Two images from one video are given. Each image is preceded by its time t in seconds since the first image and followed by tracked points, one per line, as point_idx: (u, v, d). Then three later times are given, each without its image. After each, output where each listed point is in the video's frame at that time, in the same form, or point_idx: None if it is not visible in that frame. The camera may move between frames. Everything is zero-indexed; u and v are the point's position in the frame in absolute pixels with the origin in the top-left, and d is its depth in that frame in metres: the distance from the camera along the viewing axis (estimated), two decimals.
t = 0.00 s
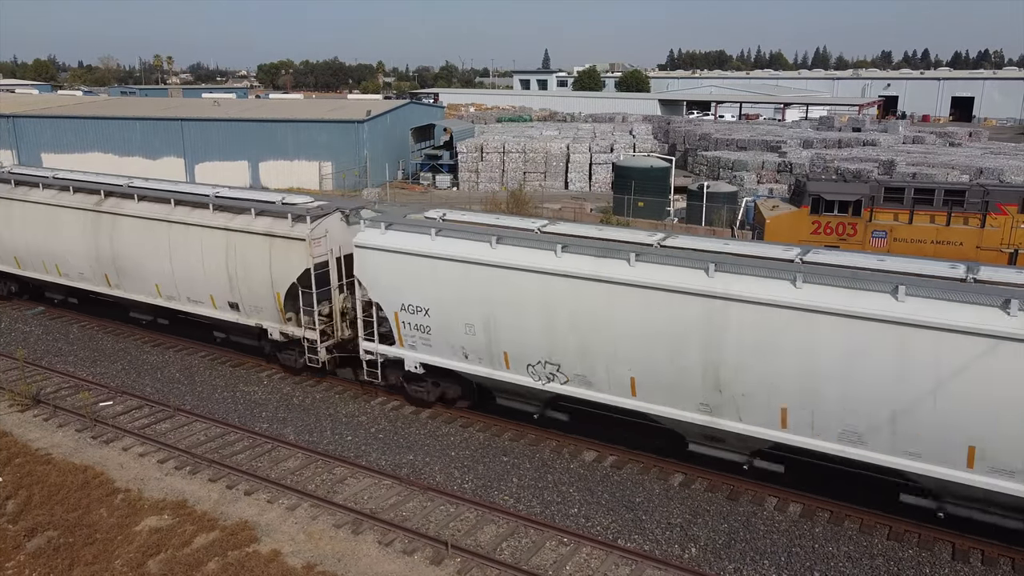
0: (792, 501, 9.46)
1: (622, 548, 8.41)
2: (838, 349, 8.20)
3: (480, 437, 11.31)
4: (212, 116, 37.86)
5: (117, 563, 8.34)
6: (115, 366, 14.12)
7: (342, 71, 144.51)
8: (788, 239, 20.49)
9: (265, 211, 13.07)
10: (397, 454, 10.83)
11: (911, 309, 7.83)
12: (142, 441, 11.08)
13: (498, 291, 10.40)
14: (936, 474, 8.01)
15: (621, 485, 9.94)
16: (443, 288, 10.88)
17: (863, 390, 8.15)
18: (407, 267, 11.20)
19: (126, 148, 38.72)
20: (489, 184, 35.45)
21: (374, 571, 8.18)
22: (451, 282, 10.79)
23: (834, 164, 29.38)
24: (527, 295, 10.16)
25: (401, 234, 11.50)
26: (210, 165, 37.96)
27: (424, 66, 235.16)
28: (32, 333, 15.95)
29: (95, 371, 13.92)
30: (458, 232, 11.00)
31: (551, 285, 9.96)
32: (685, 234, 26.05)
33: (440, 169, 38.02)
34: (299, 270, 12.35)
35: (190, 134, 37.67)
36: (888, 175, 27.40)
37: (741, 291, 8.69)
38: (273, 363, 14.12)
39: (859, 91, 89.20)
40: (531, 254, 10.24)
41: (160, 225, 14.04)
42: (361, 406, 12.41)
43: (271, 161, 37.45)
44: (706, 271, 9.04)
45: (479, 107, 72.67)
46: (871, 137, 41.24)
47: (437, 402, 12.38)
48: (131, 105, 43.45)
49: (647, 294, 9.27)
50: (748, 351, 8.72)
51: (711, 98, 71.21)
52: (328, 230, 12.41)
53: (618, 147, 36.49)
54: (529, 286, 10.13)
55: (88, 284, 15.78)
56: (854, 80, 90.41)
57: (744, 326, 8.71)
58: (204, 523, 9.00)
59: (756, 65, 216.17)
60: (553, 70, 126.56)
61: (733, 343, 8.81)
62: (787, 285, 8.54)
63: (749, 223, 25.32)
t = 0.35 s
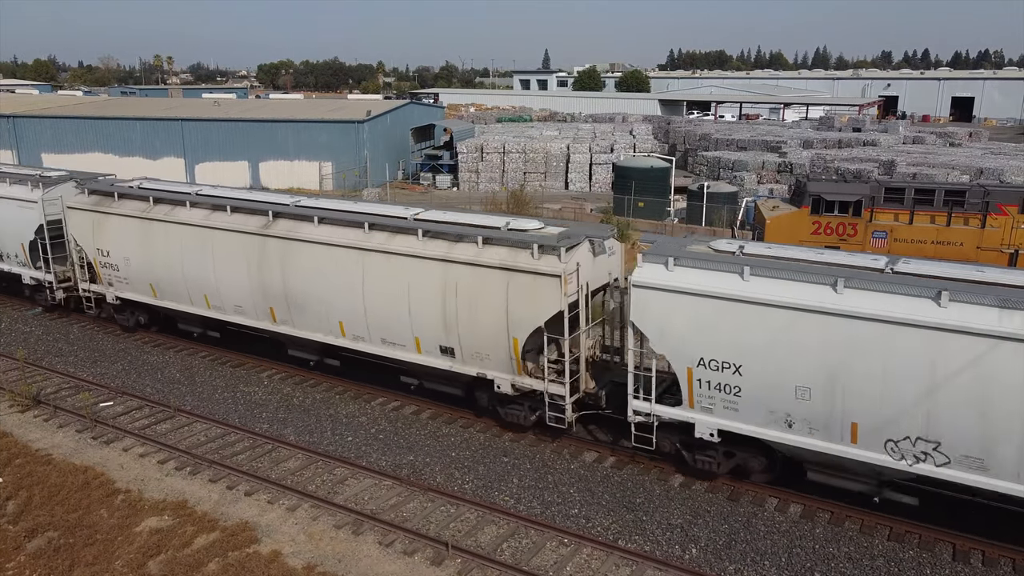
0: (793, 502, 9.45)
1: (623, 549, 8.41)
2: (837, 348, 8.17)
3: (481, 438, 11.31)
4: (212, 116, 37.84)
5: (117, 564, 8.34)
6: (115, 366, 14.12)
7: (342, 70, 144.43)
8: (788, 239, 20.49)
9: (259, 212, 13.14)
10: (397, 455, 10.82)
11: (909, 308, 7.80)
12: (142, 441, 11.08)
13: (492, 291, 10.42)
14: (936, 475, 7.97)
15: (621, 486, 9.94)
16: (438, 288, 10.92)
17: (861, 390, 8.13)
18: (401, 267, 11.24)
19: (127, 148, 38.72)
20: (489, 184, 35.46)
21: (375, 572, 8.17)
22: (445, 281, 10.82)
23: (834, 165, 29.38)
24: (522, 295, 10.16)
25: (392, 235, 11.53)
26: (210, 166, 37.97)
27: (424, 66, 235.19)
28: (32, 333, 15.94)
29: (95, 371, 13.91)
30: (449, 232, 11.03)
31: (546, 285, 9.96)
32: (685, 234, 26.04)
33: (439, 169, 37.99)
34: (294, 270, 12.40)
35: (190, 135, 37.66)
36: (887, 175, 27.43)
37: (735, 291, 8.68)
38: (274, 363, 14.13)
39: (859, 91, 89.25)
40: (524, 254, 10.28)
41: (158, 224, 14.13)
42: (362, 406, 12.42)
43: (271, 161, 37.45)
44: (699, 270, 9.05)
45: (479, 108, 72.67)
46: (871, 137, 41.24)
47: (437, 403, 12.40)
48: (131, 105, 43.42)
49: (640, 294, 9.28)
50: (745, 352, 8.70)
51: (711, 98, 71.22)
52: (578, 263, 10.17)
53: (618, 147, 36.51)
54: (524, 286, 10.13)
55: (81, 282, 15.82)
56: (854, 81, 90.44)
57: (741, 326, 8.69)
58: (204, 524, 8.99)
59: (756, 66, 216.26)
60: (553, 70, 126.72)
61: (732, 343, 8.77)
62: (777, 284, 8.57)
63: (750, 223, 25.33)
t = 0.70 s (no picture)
0: (793, 503, 9.46)
1: (623, 550, 8.40)
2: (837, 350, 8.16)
3: (481, 438, 11.31)
4: (213, 116, 37.85)
5: (117, 565, 8.34)
6: (115, 367, 14.13)
7: (342, 70, 144.41)
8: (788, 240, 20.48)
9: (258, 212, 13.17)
10: (397, 455, 10.82)
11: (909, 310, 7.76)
12: (142, 442, 11.07)
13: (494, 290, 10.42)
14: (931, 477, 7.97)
15: (622, 487, 9.94)
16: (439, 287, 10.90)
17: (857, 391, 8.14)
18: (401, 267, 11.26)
19: (127, 148, 38.74)
20: (489, 184, 35.46)
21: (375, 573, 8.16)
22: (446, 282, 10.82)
23: (834, 165, 29.38)
24: (525, 295, 10.18)
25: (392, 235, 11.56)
26: (210, 166, 37.98)
27: (424, 66, 235.23)
28: (33, 333, 15.93)
29: (95, 372, 13.92)
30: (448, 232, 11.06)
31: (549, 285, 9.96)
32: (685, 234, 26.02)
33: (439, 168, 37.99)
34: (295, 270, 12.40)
35: (190, 135, 37.68)
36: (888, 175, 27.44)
37: (736, 293, 8.71)
38: (275, 364, 14.11)
39: (859, 91, 89.26)
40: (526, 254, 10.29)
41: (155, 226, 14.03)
42: (362, 407, 12.42)
43: (271, 161, 37.46)
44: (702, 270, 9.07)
45: (478, 108, 72.64)
46: (872, 137, 41.23)
47: (438, 403, 12.40)
48: (131, 106, 43.44)
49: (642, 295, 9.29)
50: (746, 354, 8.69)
51: (710, 98, 71.23)
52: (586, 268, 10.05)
53: (618, 147, 36.53)
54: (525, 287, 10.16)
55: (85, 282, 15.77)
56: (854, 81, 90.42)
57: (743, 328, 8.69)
58: (205, 525, 8.99)
59: (756, 66, 216.26)
60: (553, 70, 126.75)
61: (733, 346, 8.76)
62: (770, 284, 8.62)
63: (750, 223, 25.31)
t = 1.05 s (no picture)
0: (793, 503, 9.45)
1: (623, 551, 8.39)
2: (835, 350, 8.14)
3: (480, 439, 11.31)
4: (213, 117, 37.86)
5: (116, 566, 8.33)
6: (115, 367, 14.13)
7: (342, 71, 144.37)
8: (788, 240, 20.48)
9: (246, 211, 13.23)
10: (397, 456, 10.81)
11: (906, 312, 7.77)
12: (141, 443, 11.05)
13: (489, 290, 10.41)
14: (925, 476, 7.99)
15: (621, 487, 9.93)
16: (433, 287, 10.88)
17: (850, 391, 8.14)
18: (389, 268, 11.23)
19: (127, 148, 38.73)
20: (489, 185, 35.46)
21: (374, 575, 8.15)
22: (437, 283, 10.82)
23: (834, 165, 29.38)
24: (520, 294, 10.18)
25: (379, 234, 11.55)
26: (210, 166, 37.97)
27: (424, 66, 235.27)
28: (33, 334, 15.93)
29: (95, 372, 13.92)
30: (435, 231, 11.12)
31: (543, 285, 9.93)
32: (685, 234, 26.03)
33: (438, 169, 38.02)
34: (283, 269, 12.38)
35: (190, 135, 37.69)
36: (887, 176, 27.46)
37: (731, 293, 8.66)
38: (274, 365, 14.10)
39: (859, 91, 89.27)
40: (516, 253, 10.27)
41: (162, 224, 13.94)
42: (362, 407, 12.42)
43: (271, 161, 37.45)
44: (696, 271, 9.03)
45: (478, 108, 72.68)
46: (872, 137, 41.24)
47: (438, 403, 12.41)
48: (131, 106, 43.41)
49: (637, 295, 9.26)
50: (741, 355, 8.69)
51: (710, 98, 71.28)
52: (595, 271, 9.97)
53: (618, 147, 36.54)
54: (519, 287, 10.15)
55: (89, 283, 15.65)
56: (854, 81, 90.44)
57: (738, 330, 8.67)
58: (204, 526, 8.98)
59: (756, 66, 216.29)
60: (553, 71, 126.93)
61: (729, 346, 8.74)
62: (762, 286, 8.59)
63: (749, 223, 25.32)
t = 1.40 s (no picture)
0: (792, 504, 9.44)
1: (622, 551, 8.38)
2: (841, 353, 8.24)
3: (480, 439, 11.30)
4: (213, 117, 37.85)
5: (115, 566, 8.33)
6: (114, 368, 14.12)
7: (342, 70, 144.23)
8: (787, 240, 20.48)
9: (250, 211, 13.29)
10: (396, 456, 10.81)
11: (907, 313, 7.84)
12: (139, 444, 11.05)
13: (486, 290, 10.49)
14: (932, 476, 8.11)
15: (620, 488, 9.92)
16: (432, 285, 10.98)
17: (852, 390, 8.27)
18: (387, 266, 11.37)
19: (126, 149, 38.71)
20: (489, 185, 35.45)
21: None
22: (437, 281, 10.91)
23: (834, 165, 29.38)
24: (525, 297, 10.20)
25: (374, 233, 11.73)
26: (209, 166, 37.96)
27: (424, 66, 235.33)
28: (32, 335, 15.92)
29: (94, 373, 13.91)
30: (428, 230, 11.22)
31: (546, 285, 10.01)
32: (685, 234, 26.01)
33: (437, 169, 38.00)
34: (282, 266, 12.53)
35: (190, 135, 37.68)
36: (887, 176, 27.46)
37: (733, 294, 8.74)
38: (272, 364, 14.11)
39: (859, 91, 89.29)
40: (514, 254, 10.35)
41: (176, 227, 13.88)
42: (361, 408, 12.41)
43: (271, 162, 37.44)
44: (698, 271, 9.13)
45: (478, 108, 72.63)
46: (872, 138, 41.22)
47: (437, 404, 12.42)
48: (131, 106, 43.39)
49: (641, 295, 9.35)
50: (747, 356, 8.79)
51: (710, 98, 71.29)
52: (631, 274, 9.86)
53: (617, 147, 36.55)
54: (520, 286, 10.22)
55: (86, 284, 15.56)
56: (854, 81, 90.44)
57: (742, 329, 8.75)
58: (203, 527, 8.97)
59: (756, 66, 216.32)
60: (553, 71, 126.93)
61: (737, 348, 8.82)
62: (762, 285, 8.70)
63: (749, 223, 25.32)
